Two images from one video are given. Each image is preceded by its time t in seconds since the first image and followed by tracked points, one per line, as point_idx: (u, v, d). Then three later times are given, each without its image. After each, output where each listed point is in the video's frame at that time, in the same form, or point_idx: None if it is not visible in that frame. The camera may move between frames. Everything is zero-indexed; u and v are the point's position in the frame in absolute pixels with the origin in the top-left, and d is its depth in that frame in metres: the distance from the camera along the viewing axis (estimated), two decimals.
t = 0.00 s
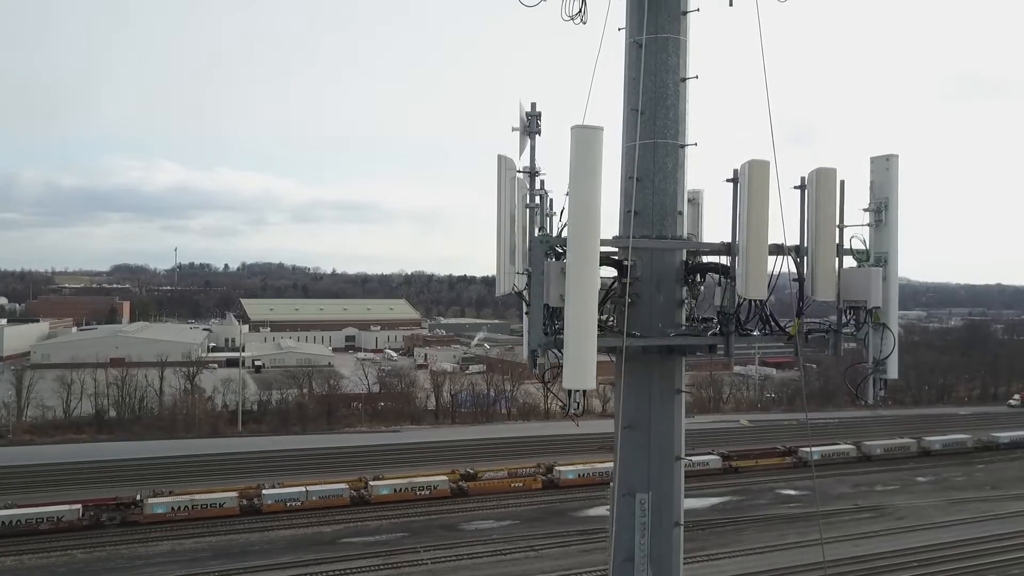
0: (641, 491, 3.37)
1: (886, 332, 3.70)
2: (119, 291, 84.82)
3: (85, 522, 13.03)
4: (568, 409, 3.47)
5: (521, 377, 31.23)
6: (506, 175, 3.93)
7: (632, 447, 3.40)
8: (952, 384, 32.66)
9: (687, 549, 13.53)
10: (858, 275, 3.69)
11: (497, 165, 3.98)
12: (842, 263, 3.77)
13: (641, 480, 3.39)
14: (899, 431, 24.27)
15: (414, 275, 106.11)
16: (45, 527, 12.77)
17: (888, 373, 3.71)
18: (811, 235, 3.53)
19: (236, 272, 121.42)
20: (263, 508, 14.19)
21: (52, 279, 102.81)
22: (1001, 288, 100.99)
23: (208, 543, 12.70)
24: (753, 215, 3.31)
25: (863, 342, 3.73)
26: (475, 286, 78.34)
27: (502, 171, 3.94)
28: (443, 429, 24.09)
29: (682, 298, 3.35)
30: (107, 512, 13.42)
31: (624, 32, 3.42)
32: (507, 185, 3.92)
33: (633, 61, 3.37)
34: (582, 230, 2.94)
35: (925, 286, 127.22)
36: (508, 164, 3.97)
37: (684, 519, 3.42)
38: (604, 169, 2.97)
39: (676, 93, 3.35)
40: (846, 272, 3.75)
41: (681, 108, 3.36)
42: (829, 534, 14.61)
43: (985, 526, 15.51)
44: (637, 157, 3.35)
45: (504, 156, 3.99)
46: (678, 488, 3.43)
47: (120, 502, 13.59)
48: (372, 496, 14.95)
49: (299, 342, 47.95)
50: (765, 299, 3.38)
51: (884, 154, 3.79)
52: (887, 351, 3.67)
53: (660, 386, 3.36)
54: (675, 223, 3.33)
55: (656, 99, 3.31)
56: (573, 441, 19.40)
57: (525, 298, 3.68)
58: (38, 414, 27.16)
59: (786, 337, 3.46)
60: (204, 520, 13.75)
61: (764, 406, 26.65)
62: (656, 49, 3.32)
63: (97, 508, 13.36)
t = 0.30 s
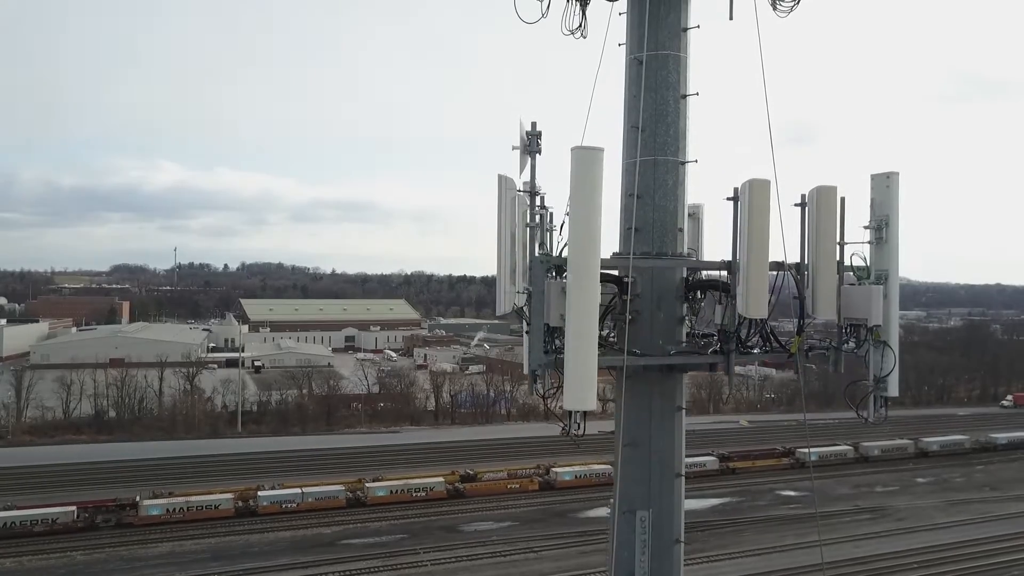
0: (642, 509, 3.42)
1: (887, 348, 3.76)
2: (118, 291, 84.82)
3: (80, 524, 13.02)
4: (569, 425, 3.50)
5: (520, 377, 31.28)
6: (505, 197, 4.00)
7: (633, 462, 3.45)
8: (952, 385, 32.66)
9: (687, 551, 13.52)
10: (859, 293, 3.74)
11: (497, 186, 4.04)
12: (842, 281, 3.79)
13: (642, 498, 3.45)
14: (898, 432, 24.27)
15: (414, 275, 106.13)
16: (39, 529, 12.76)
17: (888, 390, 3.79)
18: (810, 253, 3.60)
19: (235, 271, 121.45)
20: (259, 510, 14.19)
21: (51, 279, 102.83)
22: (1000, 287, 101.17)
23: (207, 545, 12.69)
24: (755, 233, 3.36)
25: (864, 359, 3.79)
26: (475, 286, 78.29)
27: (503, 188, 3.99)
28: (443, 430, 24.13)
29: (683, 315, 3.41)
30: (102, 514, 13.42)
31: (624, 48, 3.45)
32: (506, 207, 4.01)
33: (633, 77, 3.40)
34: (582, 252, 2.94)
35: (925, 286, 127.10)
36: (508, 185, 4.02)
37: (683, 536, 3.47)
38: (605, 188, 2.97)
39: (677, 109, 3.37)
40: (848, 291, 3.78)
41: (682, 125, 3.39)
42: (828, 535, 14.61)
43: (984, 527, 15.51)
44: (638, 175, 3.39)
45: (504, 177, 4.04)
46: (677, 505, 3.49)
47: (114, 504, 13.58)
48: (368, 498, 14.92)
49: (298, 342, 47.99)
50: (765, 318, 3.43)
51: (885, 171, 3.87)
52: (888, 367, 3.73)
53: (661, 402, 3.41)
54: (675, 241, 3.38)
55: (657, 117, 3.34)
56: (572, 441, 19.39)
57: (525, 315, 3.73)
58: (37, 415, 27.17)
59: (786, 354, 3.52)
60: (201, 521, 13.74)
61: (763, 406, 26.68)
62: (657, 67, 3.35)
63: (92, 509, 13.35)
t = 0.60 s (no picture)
0: (641, 527, 3.65)
1: (886, 367, 4.01)
2: (117, 291, 84.68)
3: (75, 526, 12.99)
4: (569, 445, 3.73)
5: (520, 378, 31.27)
6: (506, 218, 4.44)
7: (633, 479, 3.68)
8: (951, 386, 32.63)
9: (687, 552, 13.53)
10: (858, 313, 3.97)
11: (499, 206, 4.48)
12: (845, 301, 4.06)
13: (641, 515, 3.67)
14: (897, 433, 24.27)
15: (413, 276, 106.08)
16: (33, 531, 12.76)
17: (887, 407, 4.04)
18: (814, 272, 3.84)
19: (235, 271, 121.35)
20: (255, 512, 14.18)
21: (50, 279, 102.77)
22: (1000, 288, 101.17)
23: (205, 546, 12.69)
24: (755, 254, 3.51)
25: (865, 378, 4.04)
26: (474, 286, 78.16)
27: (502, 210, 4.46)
28: (443, 430, 24.14)
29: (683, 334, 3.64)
30: (98, 516, 13.39)
31: (626, 66, 3.72)
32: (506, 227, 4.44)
33: (635, 95, 3.66)
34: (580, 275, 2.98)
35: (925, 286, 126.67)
36: (509, 206, 4.46)
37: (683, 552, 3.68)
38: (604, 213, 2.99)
39: (677, 126, 3.63)
40: (851, 311, 4.02)
41: (681, 142, 3.64)
42: (828, 536, 14.61)
43: (984, 528, 15.51)
44: (640, 193, 3.64)
45: (505, 198, 4.47)
46: (677, 522, 3.70)
47: (109, 505, 13.56)
48: (363, 499, 14.90)
49: (298, 342, 47.97)
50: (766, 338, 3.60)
51: (886, 191, 4.15)
52: (888, 388, 4.01)
53: (661, 420, 3.63)
54: (675, 259, 3.62)
55: (657, 133, 3.60)
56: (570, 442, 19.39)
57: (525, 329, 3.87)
58: (36, 416, 27.14)
59: (787, 372, 3.70)
60: (198, 523, 13.72)
61: (763, 407, 26.70)
62: (659, 86, 3.61)
63: (86, 511, 13.32)
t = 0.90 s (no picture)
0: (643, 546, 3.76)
1: (889, 387, 4.08)
2: (116, 291, 84.71)
3: (69, 528, 12.93)
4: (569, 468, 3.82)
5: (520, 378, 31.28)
6: (505, 239, 4.43)
7: (633, 497, 3.80)
8: (951, 386, 32.62)
9: (686, 553, 13.51)
10: (859, 332, 4.06)
11: (499, 226, 4.47)
12: (845, 321, 4.14)
13: (643, 535, 3.80)
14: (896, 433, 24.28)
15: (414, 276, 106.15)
16: (28, 533, 12.74)
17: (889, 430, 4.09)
18: (814, 289, 3.95)
19: (235, 271, 121.38)
20: (250, 514, 14.16)
21: (51, 279, 102.85)
22: (999, 289, 101.15)
23: (203, 548, 12.66)
24: (756, 272, 3.58)
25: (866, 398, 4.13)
26: (474, 286, 78.19)
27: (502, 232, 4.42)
28: (443, 431, 24.13)
29: (682, 352, 3.72)
30: (92, 518, 13.29)
31: (627, 83, 3.84)
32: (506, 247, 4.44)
33: (636, 114, 3.79)
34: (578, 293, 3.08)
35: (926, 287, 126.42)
36: (510, 227, 4.45)
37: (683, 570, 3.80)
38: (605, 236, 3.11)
39: (677, 144, 3.74)
40: (852, 331, 4.10)
41: (681, 161, 3.75)
42: (828, 538, 14.60)
43: (984, 530, 15.50)
44: (640, 212, 3.77)
45: (505, 219, 4.47)
46: (676, 541, 3.82)
47: (104, 508, 13.54)
48: (359, 501, 14.88)
49: (298, 342, 48.00)
50: (766, 358, 3.68)
51: (886, 210, 4.22)
52: (889, 408, 4.06)
53: (661, 437, 3.76)
54: (675, 277, 3.75)
55: (656, 152, 3.73)
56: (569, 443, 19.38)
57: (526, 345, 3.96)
58: (36, 416, 27.17)
59: (786, 391, 3.81)
60: (194, 525, 13.69)
61: (764, 408, 26.70)
62: (658, 105, 3.73)
63: (82, 513, 13.27)
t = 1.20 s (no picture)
0: (642, 563, 4.05)
1: (888, 406, 4.15)
2: (115, 292, 84.56)
3: (64, 530, 12.86)
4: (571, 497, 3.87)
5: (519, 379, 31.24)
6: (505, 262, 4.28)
7: (634, 514, 4.09)
8: (950, 387, 32.62)
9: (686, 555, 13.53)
10: (860, 352, 4.15)
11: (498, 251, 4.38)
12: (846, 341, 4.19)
13: (643, 553, 4.07)
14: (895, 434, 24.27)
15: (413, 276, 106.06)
16: (23, 535, 12.70)
17: (890, 448, 4.16)
18: (814, 309, 4.00)
19: (234, 271, 121.28)
20: (246, 515, 14.08)
21: (49, 279, 102.73)
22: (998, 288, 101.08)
23: (201, 550, 12.65)
24: (756, 295, 3.62)
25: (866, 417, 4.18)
26: (474, 286, 78.08)
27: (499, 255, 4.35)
28: (442, 433, 24.08)
29: (682, 370, 3.93)
30: (87, 519, 13.20)
31: (628, 102, 4.15)
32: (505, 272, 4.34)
33: (638, 132, 4.08)
34: (580, 313, 3.19)
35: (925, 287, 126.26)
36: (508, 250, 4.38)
37: None
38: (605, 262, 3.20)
39: (677, 163, 4.04)
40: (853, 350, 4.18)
41: (680, 179, 4.04)
42: (828, 540, 14.61)
43: (984, 532, 15.51)
44: (641, 230, 4.05)
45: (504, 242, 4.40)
46: (675, 556, 4.11)
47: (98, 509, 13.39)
48: (355, 503, 14.80)
49: (297, 343, 47.95)
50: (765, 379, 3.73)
51: (887, 229, 4.15)
52: (888, 428, 4.12)
53: (662, 456, 4.04)
54: (675, 296, 4.02)
55: (656, 171, 4.03)
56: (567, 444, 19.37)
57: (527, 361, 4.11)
58: (35, 417, 27.16)
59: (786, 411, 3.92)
60: (189, 527, 13.62)
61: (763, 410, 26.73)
62: (657, 123, 4.04)
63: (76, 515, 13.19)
